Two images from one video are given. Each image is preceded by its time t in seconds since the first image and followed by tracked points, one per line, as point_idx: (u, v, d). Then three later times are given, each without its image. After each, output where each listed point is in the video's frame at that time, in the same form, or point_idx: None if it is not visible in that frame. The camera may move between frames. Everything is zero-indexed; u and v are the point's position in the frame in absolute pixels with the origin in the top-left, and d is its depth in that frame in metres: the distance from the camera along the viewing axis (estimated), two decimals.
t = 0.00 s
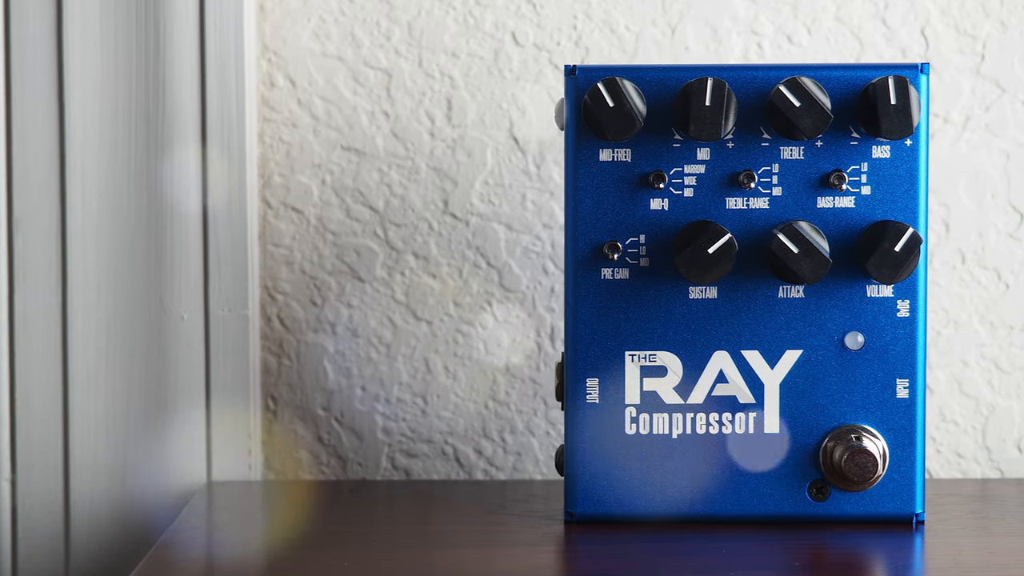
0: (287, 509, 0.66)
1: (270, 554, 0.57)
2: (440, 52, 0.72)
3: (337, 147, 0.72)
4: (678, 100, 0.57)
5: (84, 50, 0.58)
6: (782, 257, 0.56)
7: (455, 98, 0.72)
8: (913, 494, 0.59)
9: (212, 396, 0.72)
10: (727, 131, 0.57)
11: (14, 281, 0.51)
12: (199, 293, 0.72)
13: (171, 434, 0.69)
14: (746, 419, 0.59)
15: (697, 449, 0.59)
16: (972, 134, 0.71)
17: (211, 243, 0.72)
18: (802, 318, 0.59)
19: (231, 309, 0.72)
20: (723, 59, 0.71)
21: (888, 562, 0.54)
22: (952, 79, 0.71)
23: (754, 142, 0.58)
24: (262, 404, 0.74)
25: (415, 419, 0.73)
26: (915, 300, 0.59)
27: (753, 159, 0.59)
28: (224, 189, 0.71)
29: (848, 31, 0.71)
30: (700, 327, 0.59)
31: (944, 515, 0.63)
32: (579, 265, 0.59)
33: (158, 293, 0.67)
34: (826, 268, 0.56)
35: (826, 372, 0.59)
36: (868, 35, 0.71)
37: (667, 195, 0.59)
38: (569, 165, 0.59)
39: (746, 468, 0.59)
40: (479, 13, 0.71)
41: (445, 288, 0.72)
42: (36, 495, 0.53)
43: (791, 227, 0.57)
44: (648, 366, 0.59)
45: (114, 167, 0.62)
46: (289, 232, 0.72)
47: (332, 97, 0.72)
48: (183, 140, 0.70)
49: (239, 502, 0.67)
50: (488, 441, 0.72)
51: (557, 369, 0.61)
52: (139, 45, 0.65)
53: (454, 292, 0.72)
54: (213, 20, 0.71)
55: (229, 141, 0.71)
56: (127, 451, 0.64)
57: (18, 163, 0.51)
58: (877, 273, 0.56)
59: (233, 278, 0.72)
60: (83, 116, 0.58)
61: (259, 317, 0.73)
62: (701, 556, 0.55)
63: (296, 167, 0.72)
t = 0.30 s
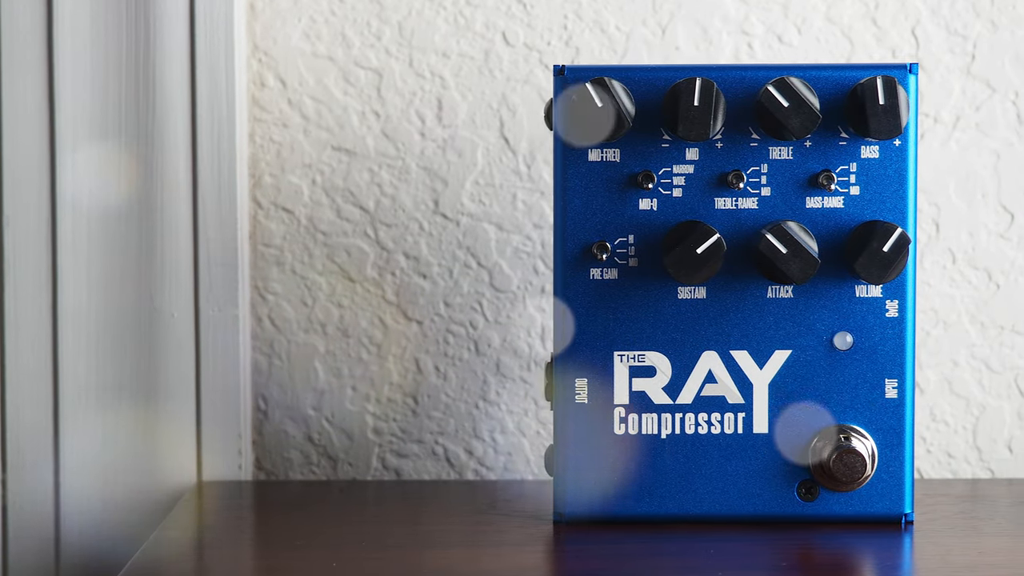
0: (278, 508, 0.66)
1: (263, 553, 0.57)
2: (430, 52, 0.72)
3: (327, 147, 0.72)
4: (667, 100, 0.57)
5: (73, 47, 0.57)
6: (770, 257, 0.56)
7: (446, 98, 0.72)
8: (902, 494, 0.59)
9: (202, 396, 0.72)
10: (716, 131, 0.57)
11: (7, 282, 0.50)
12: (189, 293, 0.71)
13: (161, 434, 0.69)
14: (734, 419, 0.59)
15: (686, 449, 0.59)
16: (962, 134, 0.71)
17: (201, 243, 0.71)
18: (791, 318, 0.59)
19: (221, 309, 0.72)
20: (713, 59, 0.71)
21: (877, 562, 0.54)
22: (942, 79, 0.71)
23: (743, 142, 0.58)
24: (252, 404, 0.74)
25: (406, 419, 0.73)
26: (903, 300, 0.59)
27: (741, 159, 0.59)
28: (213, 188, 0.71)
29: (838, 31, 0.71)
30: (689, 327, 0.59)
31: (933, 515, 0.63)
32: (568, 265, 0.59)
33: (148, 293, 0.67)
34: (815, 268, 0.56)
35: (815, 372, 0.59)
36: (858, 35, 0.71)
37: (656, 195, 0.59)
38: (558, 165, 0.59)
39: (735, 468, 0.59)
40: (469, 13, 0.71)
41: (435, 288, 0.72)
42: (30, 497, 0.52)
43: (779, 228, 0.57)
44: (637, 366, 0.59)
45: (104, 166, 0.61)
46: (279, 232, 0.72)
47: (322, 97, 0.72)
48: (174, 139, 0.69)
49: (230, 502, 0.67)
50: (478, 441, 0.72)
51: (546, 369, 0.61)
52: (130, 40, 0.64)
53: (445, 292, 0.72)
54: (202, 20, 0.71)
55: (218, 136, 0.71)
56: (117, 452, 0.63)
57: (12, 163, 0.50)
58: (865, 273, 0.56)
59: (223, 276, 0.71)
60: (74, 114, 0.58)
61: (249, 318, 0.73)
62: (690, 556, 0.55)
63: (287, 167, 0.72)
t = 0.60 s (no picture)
0: (269, 508, 0.66)
1: (255, 553, 0.57)
2: (421, 52, 0.72)
3: (318, 148, 0.72)
4: (656, 100, 0.57)
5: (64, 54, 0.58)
6: (759, 257, 0.56)
7: (437, 98, 0.72)
8: (891, 494, 0.59)
9: (194, 397, 0.72)
10: (705, 131, 0.57)
11: None
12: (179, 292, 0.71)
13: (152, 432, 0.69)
14: (724, 419, 0.59)
15: (676, 449, 0.59)
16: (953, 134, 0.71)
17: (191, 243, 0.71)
18: (780, 318, 0.59)
19: (210, 309, 0.71)
20: (704, 59, 0.71)
21: (866, 562, 0.54)
22: (933, 79, 0.71)
23: (732, 142, 0.58)
24: (242, 403, 0.73)
25: (397, 419, 0.73)
26: (893, 301, 0.59)
27: (730, 159, 0.59)
28: (203, 188, 0.71)
29: (829, 31, 0.71)
30: (678, 327, 0.59)
31: (923, 514, 0.63)
32: (557, 265, 0.59)
33: (139, 291, 0.67)
34: (804, 268, 0.56)
35: (805, 372, 0.59)
36: (849, 35, 0.71)
37: (645, 195, 0.59)
38: (547, 165, 0.59)
39: (725, 468, 0.59)
40: (460, 13, 0.71)
41: (426, 288, 0.72)
42: (19, 496, 0.53)
43: (768, 227, 0.57)
44: (627, 365, 0.59)
45: (95, 169, 0.62)
46: (270, 233, 0.72)
47: (313, 97, 0.72)
48: (164, 142, 0.69)
49: (222, 501, 0.67)
50: (469, 441, 0.72)
51: (536, 369, 0.61)
52: (121, 51, 0.65)
53: (435, 292, 0.72)
54: (192, 16, 0.70)
55: (209, 135, 0.70)
56: (109, 453, 0.64)
57: None
58: (854, 273, 0.56)
59: (212, 276, 0.71)
60: (65, 117, 0.59)
61: (240, 318, 0.73)
62: (679, 556, 0.55)
63: (278, 167, 0.72)
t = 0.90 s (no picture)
0: (260, 508, 0.66)
1: (247, 552, 0.57)
2: (412, 52, 0.72)
3: (309, 147, 0.72)
4: (645, 101, 0.57)
5: (53, 55, 0.59)
6: (748, 257, 0.56)
7: (428, 99, 0.72)
8: (880, 494, 0.59)
9: (184, 397, 0.71)
10: (693, 131, 0.57)
11: None
12: (170, 294, 0.71)
13: (143, 434, 0.69)
14: (713, 419, 0.59)
15: (665, 449, 0.59)
16: (944, 134, 0.71)
17: (182, 243, 0.71)
18: (769, 318, 0.59)
19: (202, 309, 0.71)
20: (694, 59, 0.71)
21: (854, 562, 0.54)
22: (924, 78, 0.71)
23: (721, 142, 0.58)
24: (234, 404, 0.73)
25: (388, 420, 0.73)
26: (882, 301, 0.59)
27: (719, 159, 0.59)
28: (194, 192, 0.70)
29: (820, 31, 0.71)
30: (667, 327, 0.59)
31: (913, 514, 0.63)
32: (546, 266, 0.59)
33: (129, 295, 0.68)
34: (792, 268, 0.56)
35: (794, 372, 0.59)
36: (840, 35, 0.71)
37: (634, 195, 0.59)
38: (536, 165, 0.59)
39: (714, 468, 0.59)
40: (451, 13, 0.71)
41: (417, 288, 0.72)
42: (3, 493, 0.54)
43: (757, 228, 0.57)
44: (616, 366, 0.59)
45: (86, 173, 0.63)
46: (261, 232, 0.72)
47: (304, 97, 0.72)
48: (154, 143, 0.70)
49: (212, 501, 0.67)
50: (460, 441, 0.72)
51: (525, 369, 0.61)
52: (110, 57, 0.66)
53: (426, 292, 0.72)
54: (183, 17, 0.70)
55: (200, 136, 0.70)
56: (99, 451, 0.65)
57: None
58: (843, 273, 0.56)
59: (203, 275, 0.71)
60: (55, 120, 0.59)
61: (231, 318, 0.72)
62: (668, 556, 0.55)
63: (268, 167, 0.72)
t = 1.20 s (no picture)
0: (251, 508, 0.66)
1: (237, 552, 0.57)
2: (402, 52, 0.72)
3: (299, 147, 0.72)
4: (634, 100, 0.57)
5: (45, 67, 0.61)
6: (736, 257, 0.56)
7: (418, 99, 0.72)
8: (869, 494, 0.59)
9: (175, 399, 0.70)
10: (682, 131, 0.57)
11: None
12: (161, 294, 0.70)
13: (134, 434, 0.69)
14: (702, 419, 0.59)
15: (654, 449, 0.59)
16: (935, 134, 0.71)
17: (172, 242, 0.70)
18: (758, 318, 0.59)
19: (192, 309, 0.70)
20: (685, 59, 0.71)
21: (843, 562, 0.54)
22: (915, 78, 0.71)
23: (710, 142, 0.58)
24: (224, 404, 0.73)
25: (378, 420, 0.73)
26: (871, 301, 0.59)
27: (708, 159, 0.59)
28: (184, 192, 0.70)
29: (810, 31, 0.71)
30: (656, 327, 0.59)
31: (901, 515, 0.63)
32: (535, 266, 0.59)
33: (119, 297, 0.68)
34: (781, 268, 0.56)
35: (783, 372, 0.59)
36: (831, 35, 0.71)
37: (623, 195, 0.59)
38: (525, 165, 0.59)
39: (703, 468, 0.59)
40: (441, 14, 0.71)
41: (407, 288, 0.72)
42: None
43: (745, 228, 0.57)
44: (605, 366, 0.59)
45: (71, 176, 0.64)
46: (251, 233, 0.72)
47: (294, 97, 0.72)
48: (144, 141, 0.70)
49: (202, 501, 0.67)
50: (450, 441, 0.72)
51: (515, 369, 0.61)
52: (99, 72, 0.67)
53: (417, 292, 0.72)
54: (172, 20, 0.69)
55: (189, 135, 0.70)
56: (88, 453, 0.66)
57: None
58: (831, 273, 0.57)
59: (193, 275, 0.70)
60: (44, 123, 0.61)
61: (221, 318, 0.72)
62: (656, 557, 0.55)
63: (259, 167, 0.72)
